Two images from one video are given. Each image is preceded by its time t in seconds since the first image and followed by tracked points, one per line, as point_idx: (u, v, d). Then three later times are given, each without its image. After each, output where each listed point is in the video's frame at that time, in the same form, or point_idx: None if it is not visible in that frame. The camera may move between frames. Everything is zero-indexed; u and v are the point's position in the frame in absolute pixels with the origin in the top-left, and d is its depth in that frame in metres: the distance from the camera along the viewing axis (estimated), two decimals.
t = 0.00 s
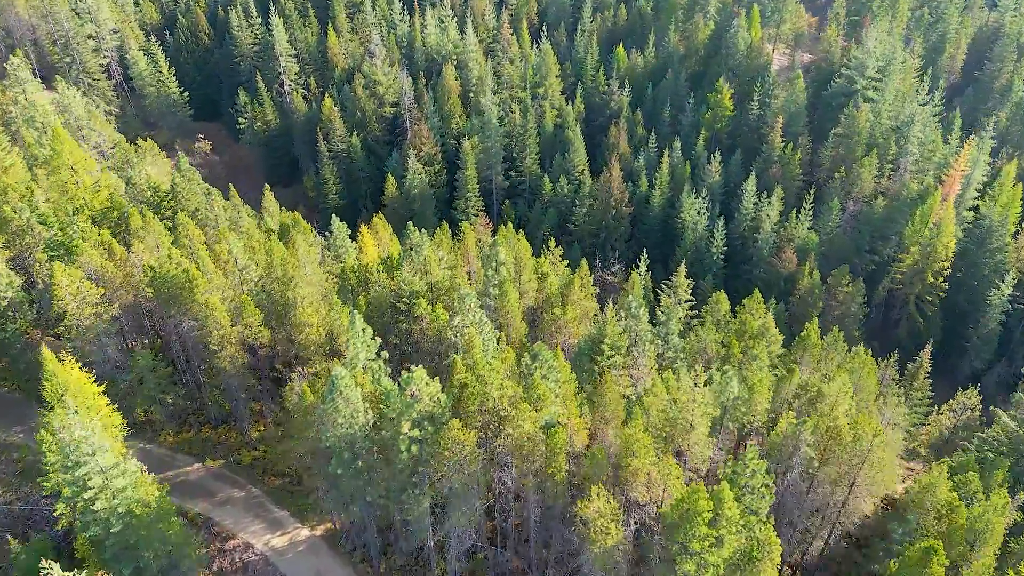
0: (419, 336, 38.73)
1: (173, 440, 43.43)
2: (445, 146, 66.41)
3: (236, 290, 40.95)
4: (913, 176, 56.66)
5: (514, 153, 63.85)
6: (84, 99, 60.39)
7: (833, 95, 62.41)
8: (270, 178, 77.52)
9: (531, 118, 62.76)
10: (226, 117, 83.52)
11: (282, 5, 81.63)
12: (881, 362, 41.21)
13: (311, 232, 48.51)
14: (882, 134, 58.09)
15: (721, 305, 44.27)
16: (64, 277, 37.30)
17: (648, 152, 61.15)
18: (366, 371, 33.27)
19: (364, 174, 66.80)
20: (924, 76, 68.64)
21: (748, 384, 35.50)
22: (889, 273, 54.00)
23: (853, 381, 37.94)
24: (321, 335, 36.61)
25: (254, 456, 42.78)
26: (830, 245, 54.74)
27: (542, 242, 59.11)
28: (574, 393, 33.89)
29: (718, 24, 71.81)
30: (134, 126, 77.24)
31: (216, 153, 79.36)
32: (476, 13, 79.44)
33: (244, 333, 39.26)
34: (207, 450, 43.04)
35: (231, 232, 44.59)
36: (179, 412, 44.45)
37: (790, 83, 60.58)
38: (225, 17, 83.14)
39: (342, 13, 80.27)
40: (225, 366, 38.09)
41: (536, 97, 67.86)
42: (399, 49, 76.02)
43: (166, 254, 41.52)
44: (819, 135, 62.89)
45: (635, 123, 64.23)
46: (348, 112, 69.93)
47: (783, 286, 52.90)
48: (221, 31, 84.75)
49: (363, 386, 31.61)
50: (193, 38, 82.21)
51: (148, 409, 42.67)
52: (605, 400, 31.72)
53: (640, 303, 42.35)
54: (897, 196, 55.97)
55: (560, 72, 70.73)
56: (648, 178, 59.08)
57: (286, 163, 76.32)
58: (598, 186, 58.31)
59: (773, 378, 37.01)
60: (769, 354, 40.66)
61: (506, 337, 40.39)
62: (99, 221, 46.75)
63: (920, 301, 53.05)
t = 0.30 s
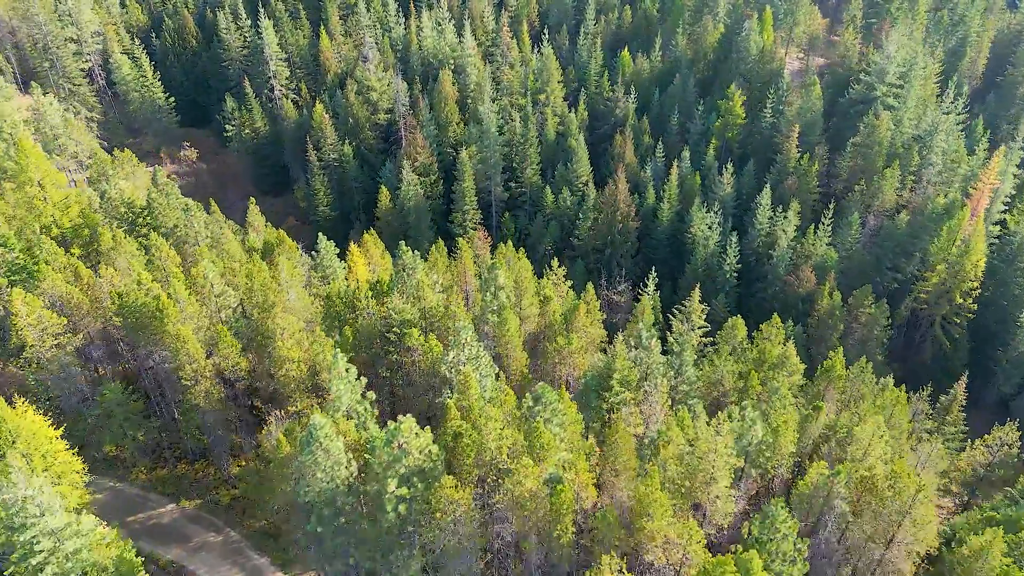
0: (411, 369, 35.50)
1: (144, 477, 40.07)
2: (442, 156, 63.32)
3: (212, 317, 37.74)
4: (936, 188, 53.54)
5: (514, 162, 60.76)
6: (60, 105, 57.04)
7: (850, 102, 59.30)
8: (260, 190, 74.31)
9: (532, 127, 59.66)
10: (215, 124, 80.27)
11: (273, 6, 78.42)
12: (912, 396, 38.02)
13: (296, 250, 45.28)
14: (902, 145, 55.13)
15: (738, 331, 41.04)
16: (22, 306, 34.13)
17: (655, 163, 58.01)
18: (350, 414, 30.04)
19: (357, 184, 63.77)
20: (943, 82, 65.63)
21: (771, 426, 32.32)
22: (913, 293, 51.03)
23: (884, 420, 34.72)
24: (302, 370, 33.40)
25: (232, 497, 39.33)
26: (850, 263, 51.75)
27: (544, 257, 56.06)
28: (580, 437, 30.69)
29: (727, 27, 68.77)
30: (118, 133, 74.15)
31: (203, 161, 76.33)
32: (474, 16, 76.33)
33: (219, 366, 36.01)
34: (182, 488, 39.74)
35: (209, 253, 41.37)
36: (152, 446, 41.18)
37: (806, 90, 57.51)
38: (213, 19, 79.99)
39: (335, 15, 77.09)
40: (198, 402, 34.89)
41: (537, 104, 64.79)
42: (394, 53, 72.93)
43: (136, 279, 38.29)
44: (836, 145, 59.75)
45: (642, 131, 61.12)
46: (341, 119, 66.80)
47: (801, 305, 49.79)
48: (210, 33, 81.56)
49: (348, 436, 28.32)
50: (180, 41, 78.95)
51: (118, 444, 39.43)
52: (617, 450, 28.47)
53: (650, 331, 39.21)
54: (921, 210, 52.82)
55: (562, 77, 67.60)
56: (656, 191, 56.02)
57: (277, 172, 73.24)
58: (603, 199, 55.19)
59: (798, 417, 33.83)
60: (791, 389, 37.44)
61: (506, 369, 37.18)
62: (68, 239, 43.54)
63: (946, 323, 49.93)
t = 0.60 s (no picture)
0: (399, 415, 32.08)
1: (110, 527, 36.54)
2: (437, 169, 60.09)
3: (181, 356, 34.39)
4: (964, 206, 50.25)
5: (514, 177, 57.49)
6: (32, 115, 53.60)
7: (870, 113, 56.13)
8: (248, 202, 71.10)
9: (533, 139, 56.33)
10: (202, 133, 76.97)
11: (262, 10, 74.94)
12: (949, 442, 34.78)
13: (278, 276, 41.85)
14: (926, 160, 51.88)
15: (757, 368, 37.67)
16: None
17: (664, 178, 54.68)
18: (329, 477, 26.67)
19: (349, 199, 60.51)
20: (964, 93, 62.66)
21: (801, 485, 29.25)
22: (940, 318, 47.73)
23: (923, 474, 31.36)
24: (280, 420, 29.93)
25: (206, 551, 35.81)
26: (873, 287, 48.51)
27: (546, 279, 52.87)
28: (588, 501, 27.35)
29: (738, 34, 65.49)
30: (99, 143, 70.91)
31: (189, 173, 73.35)
32: (472, 20, 72.92)
33: (190, 412, 32.57)
34: (152, 540, 36.24)
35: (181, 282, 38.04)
36: (120, 493, 37.72)
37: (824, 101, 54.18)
38: (200, 23, 76.51)
39: (327, 20, 73.68)
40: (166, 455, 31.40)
41: (539, 115, 61.48)
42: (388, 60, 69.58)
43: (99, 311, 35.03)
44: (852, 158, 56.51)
45: (649, 144, 57.79)
46: (332, 130, 63.46)
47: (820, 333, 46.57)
48: (197, 38, 78.12)
49: (326, 505, 24.94)
50: (165, 47, 75.46)
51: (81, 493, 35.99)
52: (631, 521, 25.08)
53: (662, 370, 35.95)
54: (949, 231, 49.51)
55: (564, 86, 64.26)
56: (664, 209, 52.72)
57: (265, 183, 69.93)
58: (609, 218, 51.92)
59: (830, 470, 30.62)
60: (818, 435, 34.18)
61: (505, 413, 33.89)
62: (33, 267, 40.38)
63: (977, 350, 46.71)
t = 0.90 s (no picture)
0: (388, 472, 29.33)
1: None
2: (433, 186, 57.45)
3: (149, 403, 31.19)
4: (989, 228, 47.61)
5: (514, 195, 54.70)
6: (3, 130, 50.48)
7: (890, 129, 53.39)
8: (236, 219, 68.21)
9: (533, 155, 53.51)
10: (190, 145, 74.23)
11: (252, 17, 72.19)
12: (991, 496, 31.91)
13: (260, 307, 39.03)
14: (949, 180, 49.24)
15: (776, 411, 35.17)
16: None
17: (672, 197, 51.97)
18: (304, 556, 23.75)
19: (341, 218, 57.72)
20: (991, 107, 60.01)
21: (829, 557, 26.68)
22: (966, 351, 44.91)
23: (958, 538, 28.69)
24: (254, 482, 27.10)
25: None
26: (894, 315, 45.65)
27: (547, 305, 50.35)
28: None
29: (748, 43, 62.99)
30: (82, 155, 68.15)
31: (176, 186, 70.59)
32: (471, 28, 70.23)
33: (157, 467, 29.44)
34: None
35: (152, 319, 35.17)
36: (87, 549, 33.21)
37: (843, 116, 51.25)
38: (187, 31, 73.78)
39: (319, 27, 70.99)
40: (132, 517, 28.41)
41: (539, 129, 58.80)
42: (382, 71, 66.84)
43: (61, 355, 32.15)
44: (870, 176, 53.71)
45: (655, 160, 55.04)
46: (323, 145, 60.59)
47: (842, 367, 43.76)
48: (184, 46, 75.29)
49: None
50: (152, 56, 72.67)
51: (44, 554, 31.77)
52: None
53: (675, 418, 33.40)
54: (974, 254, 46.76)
55: (566, 97, 61.46)
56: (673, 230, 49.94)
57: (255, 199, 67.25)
58: (615, 239, 49.07)
59: (861, 536, 27.88)
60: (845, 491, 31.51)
61: (505, 466, 30.99)
62: None
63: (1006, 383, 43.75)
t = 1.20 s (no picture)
0: (372, 552, 26.82)
1: None
2: (428, 210, 54.88)
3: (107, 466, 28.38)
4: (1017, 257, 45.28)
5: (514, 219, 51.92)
6: None
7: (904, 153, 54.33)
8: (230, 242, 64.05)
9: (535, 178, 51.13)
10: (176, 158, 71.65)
11: (241, 27, 69.95)
12: None
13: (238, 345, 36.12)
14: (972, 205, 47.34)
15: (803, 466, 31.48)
16: None
17: (681, 223, 49.60)
18: None
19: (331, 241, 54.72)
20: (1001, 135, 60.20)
21: None
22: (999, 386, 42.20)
23: None
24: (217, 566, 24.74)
25: None
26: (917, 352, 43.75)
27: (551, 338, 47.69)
28: None
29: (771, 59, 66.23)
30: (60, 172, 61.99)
31: (161, 206, 68.62)
32: (468, 40, 68.52)
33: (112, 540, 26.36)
34: None
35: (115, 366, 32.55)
36: None
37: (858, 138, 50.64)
38: (173, 42, 70.87)
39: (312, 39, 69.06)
40: None
41: (540, 148, 56.52)
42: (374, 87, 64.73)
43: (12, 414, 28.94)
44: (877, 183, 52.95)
45: (662, 183, 52.77)
46: (314, 164, 58.10)
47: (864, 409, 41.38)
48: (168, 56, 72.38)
49: None
50: (137, 68, 70.93)
51: None
52: None
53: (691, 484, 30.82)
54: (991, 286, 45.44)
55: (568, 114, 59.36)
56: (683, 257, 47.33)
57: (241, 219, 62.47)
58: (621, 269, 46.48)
59: None
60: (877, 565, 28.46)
61: (500, 541, 28.77)
62: None
63: None
